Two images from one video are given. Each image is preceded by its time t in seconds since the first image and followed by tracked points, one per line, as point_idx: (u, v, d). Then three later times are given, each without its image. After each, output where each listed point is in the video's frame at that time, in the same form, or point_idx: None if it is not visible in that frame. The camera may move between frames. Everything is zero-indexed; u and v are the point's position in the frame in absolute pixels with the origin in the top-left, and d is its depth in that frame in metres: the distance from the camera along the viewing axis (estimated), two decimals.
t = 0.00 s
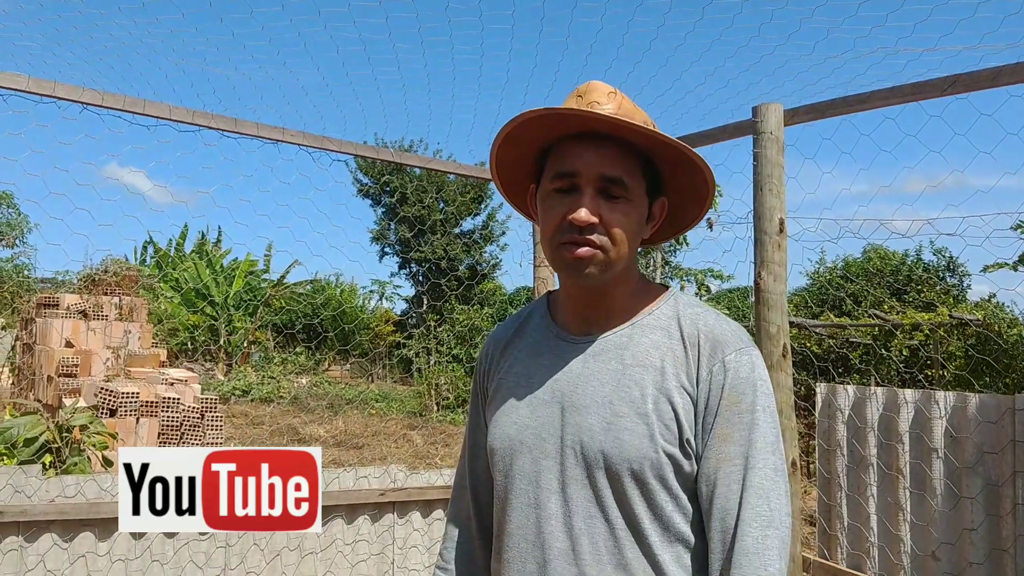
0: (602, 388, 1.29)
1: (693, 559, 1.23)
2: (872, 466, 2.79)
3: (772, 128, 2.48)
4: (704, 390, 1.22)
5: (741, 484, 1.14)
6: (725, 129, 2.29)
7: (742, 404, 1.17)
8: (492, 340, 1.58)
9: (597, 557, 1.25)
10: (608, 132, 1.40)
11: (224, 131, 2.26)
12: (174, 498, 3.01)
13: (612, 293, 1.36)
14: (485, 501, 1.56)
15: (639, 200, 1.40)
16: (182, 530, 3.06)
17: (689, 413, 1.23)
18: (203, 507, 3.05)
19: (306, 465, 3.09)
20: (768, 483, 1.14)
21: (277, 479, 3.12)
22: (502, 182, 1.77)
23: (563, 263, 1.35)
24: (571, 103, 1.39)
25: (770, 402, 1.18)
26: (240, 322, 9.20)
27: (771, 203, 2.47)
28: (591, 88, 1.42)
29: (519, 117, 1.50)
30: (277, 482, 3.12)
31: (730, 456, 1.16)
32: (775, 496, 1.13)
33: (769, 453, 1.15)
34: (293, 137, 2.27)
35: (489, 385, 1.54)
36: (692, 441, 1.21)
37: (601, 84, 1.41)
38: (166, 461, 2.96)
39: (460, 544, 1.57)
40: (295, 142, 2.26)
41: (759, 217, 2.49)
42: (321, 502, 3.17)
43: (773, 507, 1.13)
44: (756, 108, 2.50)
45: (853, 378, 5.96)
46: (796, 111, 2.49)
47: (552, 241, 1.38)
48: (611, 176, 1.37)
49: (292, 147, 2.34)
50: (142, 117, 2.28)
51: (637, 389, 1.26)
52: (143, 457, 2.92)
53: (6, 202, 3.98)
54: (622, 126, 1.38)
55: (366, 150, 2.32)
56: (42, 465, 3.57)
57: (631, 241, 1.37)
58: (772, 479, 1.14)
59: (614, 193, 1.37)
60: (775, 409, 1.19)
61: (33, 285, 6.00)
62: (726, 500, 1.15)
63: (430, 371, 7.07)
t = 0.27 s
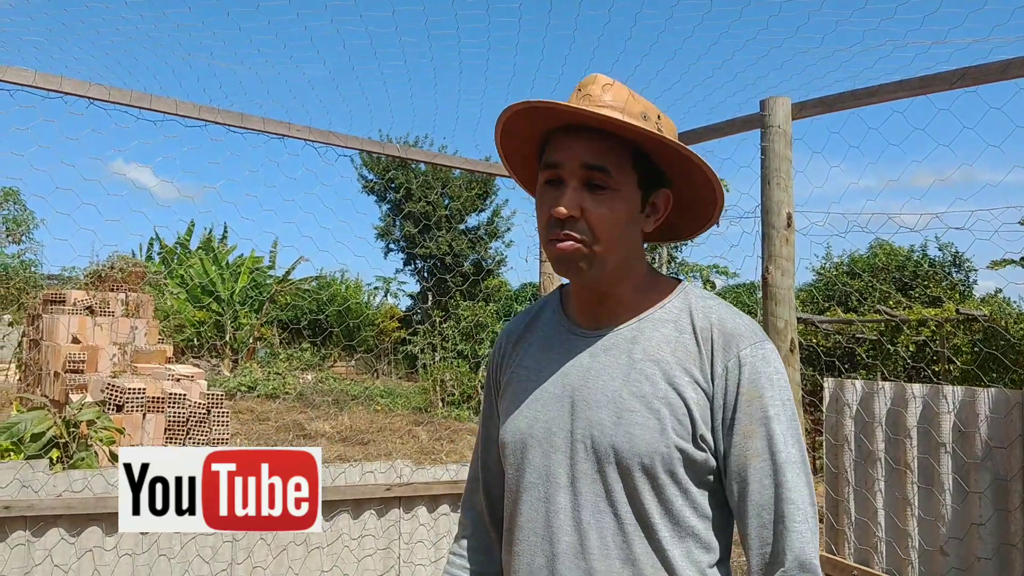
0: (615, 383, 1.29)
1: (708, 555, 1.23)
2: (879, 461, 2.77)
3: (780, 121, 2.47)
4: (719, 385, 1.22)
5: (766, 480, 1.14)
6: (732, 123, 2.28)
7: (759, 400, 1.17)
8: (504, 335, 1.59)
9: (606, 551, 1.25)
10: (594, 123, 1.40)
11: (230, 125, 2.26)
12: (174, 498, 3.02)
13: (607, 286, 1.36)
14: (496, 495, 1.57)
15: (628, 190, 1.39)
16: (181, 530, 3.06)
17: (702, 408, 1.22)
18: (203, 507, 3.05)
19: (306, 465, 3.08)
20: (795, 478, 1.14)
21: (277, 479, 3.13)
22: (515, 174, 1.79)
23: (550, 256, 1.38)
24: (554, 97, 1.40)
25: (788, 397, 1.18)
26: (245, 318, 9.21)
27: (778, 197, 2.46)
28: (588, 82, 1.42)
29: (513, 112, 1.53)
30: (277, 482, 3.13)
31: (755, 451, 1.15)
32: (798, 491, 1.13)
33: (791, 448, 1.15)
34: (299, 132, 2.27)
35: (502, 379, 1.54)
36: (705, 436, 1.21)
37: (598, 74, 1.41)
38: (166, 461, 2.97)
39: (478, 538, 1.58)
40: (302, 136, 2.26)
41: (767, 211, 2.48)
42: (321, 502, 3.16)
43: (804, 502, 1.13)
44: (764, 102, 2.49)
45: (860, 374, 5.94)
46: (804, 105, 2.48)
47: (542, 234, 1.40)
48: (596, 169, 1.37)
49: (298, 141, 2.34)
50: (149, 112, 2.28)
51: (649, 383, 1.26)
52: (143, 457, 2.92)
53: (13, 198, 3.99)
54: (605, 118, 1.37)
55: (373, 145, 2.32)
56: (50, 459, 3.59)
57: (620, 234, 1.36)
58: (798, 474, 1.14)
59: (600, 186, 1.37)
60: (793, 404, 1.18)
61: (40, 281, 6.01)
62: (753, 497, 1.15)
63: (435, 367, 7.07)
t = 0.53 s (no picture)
0: (626, 379, 1.29)
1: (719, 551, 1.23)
2: (887, 458, 2.76)
3: (787, 117, 2.46)
4: (731, 381, 1.22)
5: (785, 476, 1.13)
6: (739, 118, 2.27)
7: (773, 395, 1.17)
8: (512, 330, 1.58)
9: (616, 546, 1.25)
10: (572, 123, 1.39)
11: (237, 122, 2.26)
12: (174, 498, 3.08)
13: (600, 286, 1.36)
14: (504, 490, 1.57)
15: (610, 188, 1.36)
16: (181, 530, 3.10)
17: (714, 404, 1.22)
18: (203, 507, 3.12)
19: (305, 465, 3.15)
20: (808, 472, 1.15)
21: (277, 479, 3.21)
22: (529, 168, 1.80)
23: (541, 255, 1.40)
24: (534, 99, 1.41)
25: (800, 392, 1.19)
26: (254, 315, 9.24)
27: (786, 193, 2.45)
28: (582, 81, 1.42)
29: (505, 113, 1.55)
30: (277, 482, 3.20)
31: (771, 447, 1.15)
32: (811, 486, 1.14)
33: (802, 443, 1.16)
34: (305, 128, 2.27)
35: (509, 377, 1.54)
36: (717, 432, 1.21)
37: (586, 71, 1.40)
38: (166, 462, 3.03)
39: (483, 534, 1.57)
40: (308, 133, 2.26)
41: (774, 207, 2.47)
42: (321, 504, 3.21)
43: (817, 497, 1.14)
44: (771, 97, 2.48)
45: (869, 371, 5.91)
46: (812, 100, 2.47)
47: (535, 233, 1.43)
48: (575, 170, 1.36)
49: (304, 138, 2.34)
50: (156, 109, 2.29)
51: (661, 379, 1.26)
52: (143, 458, 2.97)
53: (22, 195, 4.01)
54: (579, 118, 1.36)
55: (379, 141, 2.32)
56: (57, 457, 3.63)
57: (604, 233, 1.34)
58: (809, 469, 1.16)
59: (581, 186, 1.36)
60: (805, 399, 1.19)
61: (50, 278, 6.05)
62: (774, 491, 1.14)
63: (443, 364, 7.08)
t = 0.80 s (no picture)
0: (624, 375, 1.29)
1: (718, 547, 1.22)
2: (889, 456, 2.75)
3: (788, 114, 2.45)
4: (728, 376, 1.21)
5: (782, 468, 1.11)
6: (740, 116, 2.26)
7: (770, 388, 1.16)
8: (511, 331, 1.58)
9: (615, 543, 1.24)
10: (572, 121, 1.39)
11: (237, 120, 2.26)
12: (174, 498, 3.02)
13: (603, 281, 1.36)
14: (506, 484, 1.57)
15: (613, 184, 1.36)
16: (182, 529, 3.06)
17: (712, 399, 1.22)
18: (203, 506, 3.05)
19: (306, 464, 3.07)
20: (808, 467, 1.13)
21: (277, 479, 3.09)
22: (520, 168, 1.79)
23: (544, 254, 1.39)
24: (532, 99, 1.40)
25: (799, 385, 1.18)
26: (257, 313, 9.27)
27: (787, 190, 2.45)
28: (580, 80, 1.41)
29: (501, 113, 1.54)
30: (277, 482, 3.09)
31: (769, 440, 1.13)
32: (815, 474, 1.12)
33: (802, 437, 1.14)
34: (306, 126, 2.27)
35: (510, 375, 1.54)
36: (715, 427, 1.21)
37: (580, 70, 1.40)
38: (165, 462, 2.97)
39: (478, 517, 1.59)
40: (308, 131, 2.26)
41: (775, 204, 2.46)
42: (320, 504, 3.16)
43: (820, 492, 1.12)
44: (772, 94, 2.47)
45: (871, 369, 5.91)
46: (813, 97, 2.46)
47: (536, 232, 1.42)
48: (577, 168, 1.36)
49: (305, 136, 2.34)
50: (155, 107, 2.29)
51: (658, 375, 1.26)
52: (143, 458, 2.94)
53: (24, 194, 4.01)
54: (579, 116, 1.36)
55: (379, 139, 2.32)
56: (59, 455, 3.63)
57: (608, 230, 1.35)
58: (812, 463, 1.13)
59: (584, 183, 1.36)
60: (804, 393, 1.18)
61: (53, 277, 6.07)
62: (775, 482, 1.12)
63: (445, 362, 7.09)
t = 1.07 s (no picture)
0: (620, 373, 1.29)
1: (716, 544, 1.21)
2: (890, 453, 2.75)
3: (789, 112, 2.45)
4: (722, 372, 1.21)
5: (765, 465, 1.09)
6: (740, 114, 2.26)
7: (763, 383, 1.15)
8: (510, 331, 1.59)
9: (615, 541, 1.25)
10: (608, 111, 1.40)
11: (237, 119, 2.26)
12: (174, 498, 3.02)
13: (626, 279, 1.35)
14: (506, 482, 1.57)
15: (648, 177, 1.39)
16: (182, 529, 3.07)
17: (707, 396, 1.22)
18: (203, 506, 3.06)
19: (307, 466, 3.07)
20: (801, 463, 1.10)
21: (276, 479, 3.09)
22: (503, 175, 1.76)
23: (576, 249, 1.34)
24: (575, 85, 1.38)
25: (793, 380, 1.16)
26: (259, 312, 9.27)
27: (787, 188, 2.44)
28: (587, 75, 1.42)
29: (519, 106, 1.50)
30: (277, 482, 3.09)
31: (758, 435, 1.12)
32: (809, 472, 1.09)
33: (796, 432, 1.12)
34: (306, 125, 2.27)
35: (509, 375, 1.55)
36: (709, 423, 1.20)
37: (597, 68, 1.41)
38: (166, 463, 2.97)
39: (489, 512, 1.57)
40: (308, 130, 2.26)
41: (776, 202, 2.46)
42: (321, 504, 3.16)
43: (811, 487, 1.08)
44: (772, 92, 2.47)
45: (873, 367, 5.91)
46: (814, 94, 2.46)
47: (565, 226, 1.36)
48: (620, 156, 1.36)
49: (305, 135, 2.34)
50: (155, 106, 2.29)
51: (653, 372, 1.26)
52: (143, 458, 2.94)
53: (25, 193, 4.02)
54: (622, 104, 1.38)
55: (380, 138, 2.32)
56: (59, 455, 3.59)
57: (645, 220, 1.36)
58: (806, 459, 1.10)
59: (624, 172, 1.36)
60: (799, 388, 1.16)
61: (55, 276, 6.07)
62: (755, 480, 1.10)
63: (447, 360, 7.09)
